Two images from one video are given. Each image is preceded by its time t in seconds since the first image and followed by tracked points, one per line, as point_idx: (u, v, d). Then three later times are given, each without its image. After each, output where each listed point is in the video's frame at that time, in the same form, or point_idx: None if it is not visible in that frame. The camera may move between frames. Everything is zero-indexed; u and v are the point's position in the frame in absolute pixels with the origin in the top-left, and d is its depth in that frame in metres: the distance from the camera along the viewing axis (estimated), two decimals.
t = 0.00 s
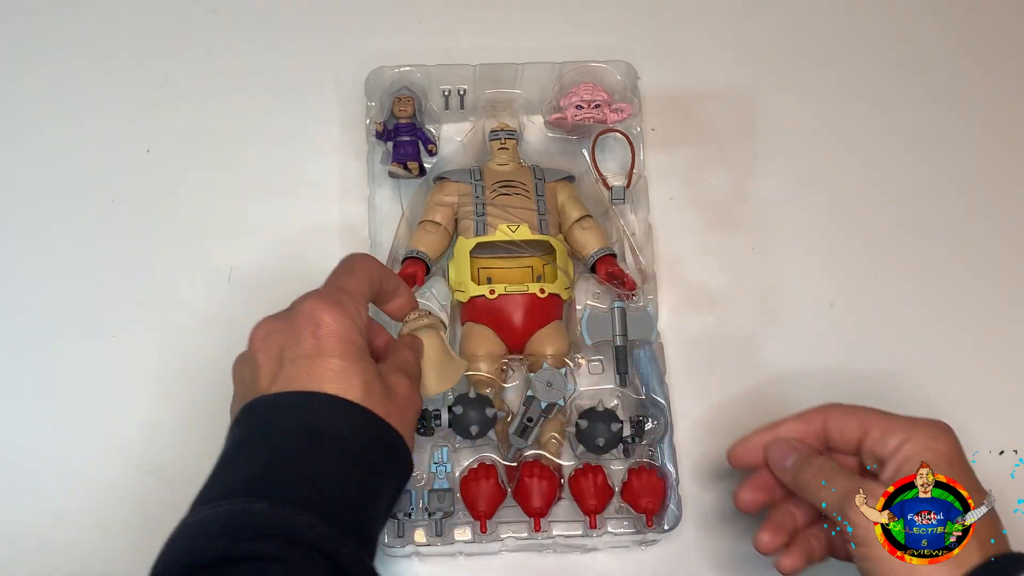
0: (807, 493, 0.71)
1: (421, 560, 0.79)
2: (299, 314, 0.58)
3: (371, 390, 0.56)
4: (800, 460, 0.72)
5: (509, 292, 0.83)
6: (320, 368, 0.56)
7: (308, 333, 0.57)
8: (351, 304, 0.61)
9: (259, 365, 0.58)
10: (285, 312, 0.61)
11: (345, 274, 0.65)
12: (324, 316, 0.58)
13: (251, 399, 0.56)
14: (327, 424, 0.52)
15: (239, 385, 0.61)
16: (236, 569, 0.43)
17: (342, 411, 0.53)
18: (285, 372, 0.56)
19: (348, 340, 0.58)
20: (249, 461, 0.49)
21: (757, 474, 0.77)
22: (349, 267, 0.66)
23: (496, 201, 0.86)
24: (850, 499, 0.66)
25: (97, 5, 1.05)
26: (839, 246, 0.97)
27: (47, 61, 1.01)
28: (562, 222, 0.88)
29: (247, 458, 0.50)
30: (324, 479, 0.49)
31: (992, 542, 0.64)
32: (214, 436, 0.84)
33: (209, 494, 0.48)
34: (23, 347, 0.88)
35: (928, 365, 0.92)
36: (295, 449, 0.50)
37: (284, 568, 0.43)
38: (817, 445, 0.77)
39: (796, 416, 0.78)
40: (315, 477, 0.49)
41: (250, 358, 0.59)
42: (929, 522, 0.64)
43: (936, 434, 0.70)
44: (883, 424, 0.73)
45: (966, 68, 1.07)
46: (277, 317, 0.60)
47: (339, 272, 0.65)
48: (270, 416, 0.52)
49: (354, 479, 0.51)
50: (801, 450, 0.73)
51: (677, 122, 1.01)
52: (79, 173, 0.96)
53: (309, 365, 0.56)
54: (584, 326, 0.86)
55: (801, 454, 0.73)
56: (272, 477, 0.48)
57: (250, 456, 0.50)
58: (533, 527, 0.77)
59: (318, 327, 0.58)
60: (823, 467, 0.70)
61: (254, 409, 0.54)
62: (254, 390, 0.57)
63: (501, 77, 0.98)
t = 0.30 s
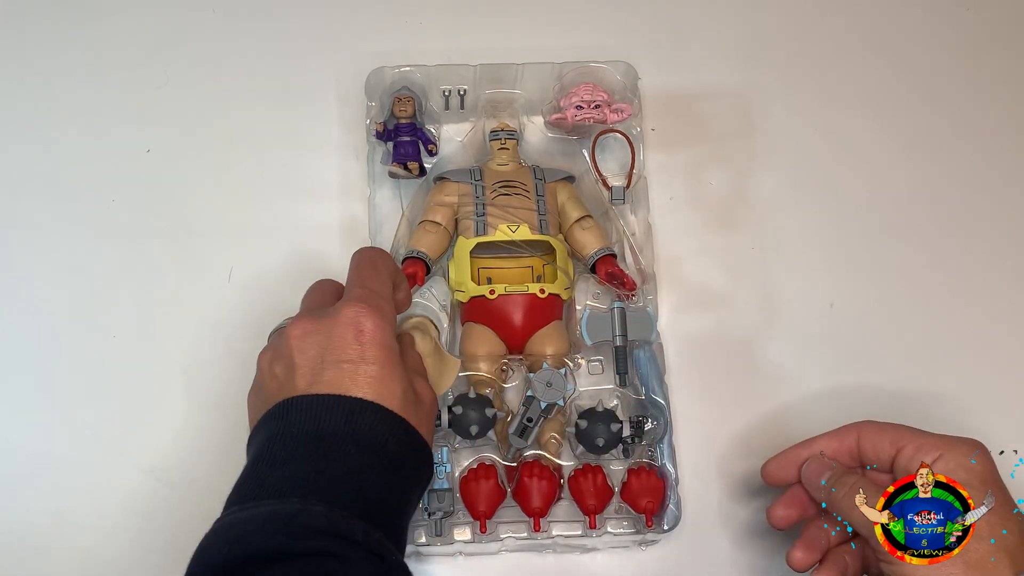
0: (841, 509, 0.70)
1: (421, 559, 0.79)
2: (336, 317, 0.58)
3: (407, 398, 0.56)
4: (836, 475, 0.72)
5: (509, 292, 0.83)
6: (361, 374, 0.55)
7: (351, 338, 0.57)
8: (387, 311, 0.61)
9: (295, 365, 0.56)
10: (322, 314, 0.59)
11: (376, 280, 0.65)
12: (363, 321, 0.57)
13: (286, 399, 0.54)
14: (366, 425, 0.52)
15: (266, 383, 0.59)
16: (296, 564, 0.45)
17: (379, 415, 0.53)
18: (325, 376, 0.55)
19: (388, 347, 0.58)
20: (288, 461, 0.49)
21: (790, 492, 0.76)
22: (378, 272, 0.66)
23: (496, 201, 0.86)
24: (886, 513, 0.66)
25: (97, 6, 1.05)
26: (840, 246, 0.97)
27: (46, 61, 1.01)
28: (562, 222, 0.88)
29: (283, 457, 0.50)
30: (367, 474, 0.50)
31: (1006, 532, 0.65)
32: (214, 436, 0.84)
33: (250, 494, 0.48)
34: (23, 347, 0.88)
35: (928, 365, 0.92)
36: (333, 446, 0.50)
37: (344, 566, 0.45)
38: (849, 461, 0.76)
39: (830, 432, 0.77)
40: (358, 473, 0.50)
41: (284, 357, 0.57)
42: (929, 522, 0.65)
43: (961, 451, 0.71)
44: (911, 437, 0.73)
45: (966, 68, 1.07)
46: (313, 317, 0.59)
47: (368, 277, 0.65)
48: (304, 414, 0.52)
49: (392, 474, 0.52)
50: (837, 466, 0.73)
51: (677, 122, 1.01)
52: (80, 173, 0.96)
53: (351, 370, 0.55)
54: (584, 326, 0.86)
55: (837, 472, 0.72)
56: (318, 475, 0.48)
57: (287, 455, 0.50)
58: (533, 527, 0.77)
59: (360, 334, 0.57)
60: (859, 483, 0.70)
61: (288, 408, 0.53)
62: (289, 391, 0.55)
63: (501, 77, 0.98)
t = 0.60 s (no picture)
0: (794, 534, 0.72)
1: (421, 559, 0.79)
2: (358, 374, 0.55)
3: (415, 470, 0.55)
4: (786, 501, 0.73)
5: (509, 292, 0.83)
6: (373, 437, 0.53)
7: (370, 399, 0.55)
8: (408, 374, 0.59)
9: (308, 416, 0.55)
10: (344, 367, 0.57)
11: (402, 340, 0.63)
12: (384, 383, 0.56)
13: (293, 450, 0.53)
14: (371, 490, 0.51)
15: (275, 425, 0.57)
16: None
17: (386, 481, 0.52)
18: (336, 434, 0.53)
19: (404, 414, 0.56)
20: (286, 516, 0.48)
21: (755, 533, 0.78)
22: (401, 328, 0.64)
23: (496, 201, 0.86)
24: (835, 544, 0.67)
25: (97, 6, 1.05)
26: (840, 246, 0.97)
27: (47, 61, 1.02)
28: (562, 222, 0.88)
29: (282, 513, 0.48)
30: (366, 535, 0.49)
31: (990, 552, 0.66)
32: (213, 436, 0.84)
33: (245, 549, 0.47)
34: (23, 346, 0.88)
35: (927, 365, 0.92)
36: (333, 506, 0.49)
37: None
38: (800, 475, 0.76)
39: (773, 442, 0.76)
40: (358, 534, 0.49)
41: (297, 404, 0.55)
42: (929, 521, 0.65)
43: (903, 458, 0.71)
44: (848, 448, 0.72)
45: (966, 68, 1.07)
46: (333, 368, 0.57)
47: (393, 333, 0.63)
48: (309, 471, 0.51)
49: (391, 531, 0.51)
50: (788, 488, 0.74)
51: (677, 122, 1.01)
52: (80, 174, 0.96)
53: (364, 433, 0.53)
54: (583, 326, 0.86)
55: (788, 495, 0.73)
56: (315, 536, 0.47)
57: (286, 511, 0.48)
58: (533, 527, 0.77)
59: (380, 396, 0.55)
60: (807, 508, 0.71)
61: (293, 461, 0.51)
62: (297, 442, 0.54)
63: (501, 78, 0.99)
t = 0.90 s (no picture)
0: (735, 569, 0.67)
1: (416, 558, 0.79)
2: (362, 384, 0.58)
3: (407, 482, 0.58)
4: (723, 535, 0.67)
5: (508, 292, 0.83)
6: (370, 447, 0.55)
7: (372, 410, 0.57)
8: (409, 387, 0.62)
9: (309, 419, 0.56)
10: (346, 374, 0.59)
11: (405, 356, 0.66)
12: (386, 395, 0.58)
13: (290, 454, 0.55)
14: (361, 500, 0.53)
15: (271, 424, 0.58)
16: None
17: (375, 490, 0.54)
18: (336, 442, 0.55)
19: (403, 427, 0.58)
20: (276, 523, 0.50)
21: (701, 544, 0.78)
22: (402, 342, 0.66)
23: (497, 201, 0.86)
24: None
25: (96, 5, 1.05)
26: (841, 249, 0.97)
27: (46, 62, 1.02)
28: (562, 223, 0.88)
29: (272, 520, 0.50)
30: (353, 544, 0.51)
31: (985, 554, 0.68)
32: (216, 433, 0.85)
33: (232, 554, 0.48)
34: (21, 347, 0.88)
35: (927, 367, 0.92)
36: (322, 515, 0.51)
37: None
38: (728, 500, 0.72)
39: (697, 468, 0.73)
40: (345, 543, 0.51)
41: (298, 407, 0.57)
42: (930, 522, 0.68)
43: (812, 477, 0.66)
44: (767, 475, 0.68)
45: (966, 69, 1.07)
46: (337, 376, 0.58)
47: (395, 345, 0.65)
48: (302, 479, 0.53)
49: (376, 541, 0.53)
50: (726, 518, 0.69)
51: (678, 124, 1.01)
52: (81, 174, 0.96)
53: (363, 442, 0.56)
54: (582, 327, 0.87)
55: (727, 526, 0.68)
56: (303, 543, 0.49)
57: (275, 518, 0.50)
58: (528, 527, 0.77)
59: (382, 410, 0.57)
60: (748, 534, 0.66)
61: (289, 465, 0.54)
62: (295, 445, 0.55)
63: (504, 78, 0.98)
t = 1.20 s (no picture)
0: None
1: (415, 557, 0.80)
2: (366, 366, 0.58)
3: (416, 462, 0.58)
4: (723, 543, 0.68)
5: (508, 292, 0.83)
6: (377, 428, 0.56)
7: (378, 392, 0.57)
8: (412, 369, 0.62)
9: (315, 404, 0.56)
10: (350, 358, 0.59)
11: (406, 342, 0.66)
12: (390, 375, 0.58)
13: (299, 438, 0.55)
14: (371, 481, 0.53)
15: (276, 411, 0.58)
16: None
17: (384, 471, 0.54)
18: (344, 425, 0.55)
19: (409, 408, 0.59)
20: (289, 506, 0.50)
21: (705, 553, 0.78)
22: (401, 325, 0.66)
23: (496, 201, 0.86)
24: None
25: (96, 5, 1.05)
26: (841, 249, 0.97)
27: (46, 62, 1.02)
28: (562, 222, 0.88)
29: (284, 504, 0.50)
30: (364, 525, 0.51)
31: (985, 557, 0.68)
32: (216, 432, 0.85)
33: (247, 539, 0.48)
34: (21, 348, 0.88)
35: (928, 367, 0.92)
36: (334, 498, 0.51)
37: None
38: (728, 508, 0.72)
39: (694, 476, 0.73)
40: (355, 524, 0.50)
41: (304, 392, 0.57)
42: (930, 521, 0.69)
43: (808, 481, 0.66)
44: (763, 482, 0.68)
45: (966, 69, 1.07)
46: (341, 360, 0.59)
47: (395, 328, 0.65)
48: (314, 462, 0.53)
49: (387, 522, 0.53)
50: (725, 523, 0.70)
51: (678, 124, 1.01)
52: (82, 174, 0.96)
53: (371, 424, 0.56)
54: (581, 326, 0.87)
55: (726, 532, 0.69)
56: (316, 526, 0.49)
57: (288, 501, 0.50)
58: (526, 527, 0.77)
59: (388, 391, 0.58)
60: (746, 540, 0.66)
61: (298, 449, 0.54)
62: (303, 430, 0.55)
63: (504, 78, 0.98)
